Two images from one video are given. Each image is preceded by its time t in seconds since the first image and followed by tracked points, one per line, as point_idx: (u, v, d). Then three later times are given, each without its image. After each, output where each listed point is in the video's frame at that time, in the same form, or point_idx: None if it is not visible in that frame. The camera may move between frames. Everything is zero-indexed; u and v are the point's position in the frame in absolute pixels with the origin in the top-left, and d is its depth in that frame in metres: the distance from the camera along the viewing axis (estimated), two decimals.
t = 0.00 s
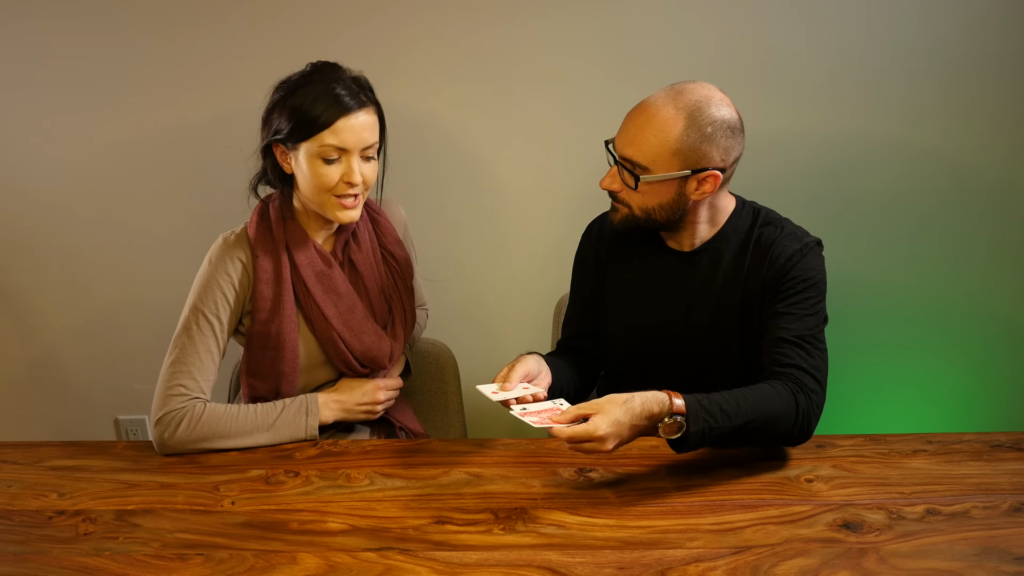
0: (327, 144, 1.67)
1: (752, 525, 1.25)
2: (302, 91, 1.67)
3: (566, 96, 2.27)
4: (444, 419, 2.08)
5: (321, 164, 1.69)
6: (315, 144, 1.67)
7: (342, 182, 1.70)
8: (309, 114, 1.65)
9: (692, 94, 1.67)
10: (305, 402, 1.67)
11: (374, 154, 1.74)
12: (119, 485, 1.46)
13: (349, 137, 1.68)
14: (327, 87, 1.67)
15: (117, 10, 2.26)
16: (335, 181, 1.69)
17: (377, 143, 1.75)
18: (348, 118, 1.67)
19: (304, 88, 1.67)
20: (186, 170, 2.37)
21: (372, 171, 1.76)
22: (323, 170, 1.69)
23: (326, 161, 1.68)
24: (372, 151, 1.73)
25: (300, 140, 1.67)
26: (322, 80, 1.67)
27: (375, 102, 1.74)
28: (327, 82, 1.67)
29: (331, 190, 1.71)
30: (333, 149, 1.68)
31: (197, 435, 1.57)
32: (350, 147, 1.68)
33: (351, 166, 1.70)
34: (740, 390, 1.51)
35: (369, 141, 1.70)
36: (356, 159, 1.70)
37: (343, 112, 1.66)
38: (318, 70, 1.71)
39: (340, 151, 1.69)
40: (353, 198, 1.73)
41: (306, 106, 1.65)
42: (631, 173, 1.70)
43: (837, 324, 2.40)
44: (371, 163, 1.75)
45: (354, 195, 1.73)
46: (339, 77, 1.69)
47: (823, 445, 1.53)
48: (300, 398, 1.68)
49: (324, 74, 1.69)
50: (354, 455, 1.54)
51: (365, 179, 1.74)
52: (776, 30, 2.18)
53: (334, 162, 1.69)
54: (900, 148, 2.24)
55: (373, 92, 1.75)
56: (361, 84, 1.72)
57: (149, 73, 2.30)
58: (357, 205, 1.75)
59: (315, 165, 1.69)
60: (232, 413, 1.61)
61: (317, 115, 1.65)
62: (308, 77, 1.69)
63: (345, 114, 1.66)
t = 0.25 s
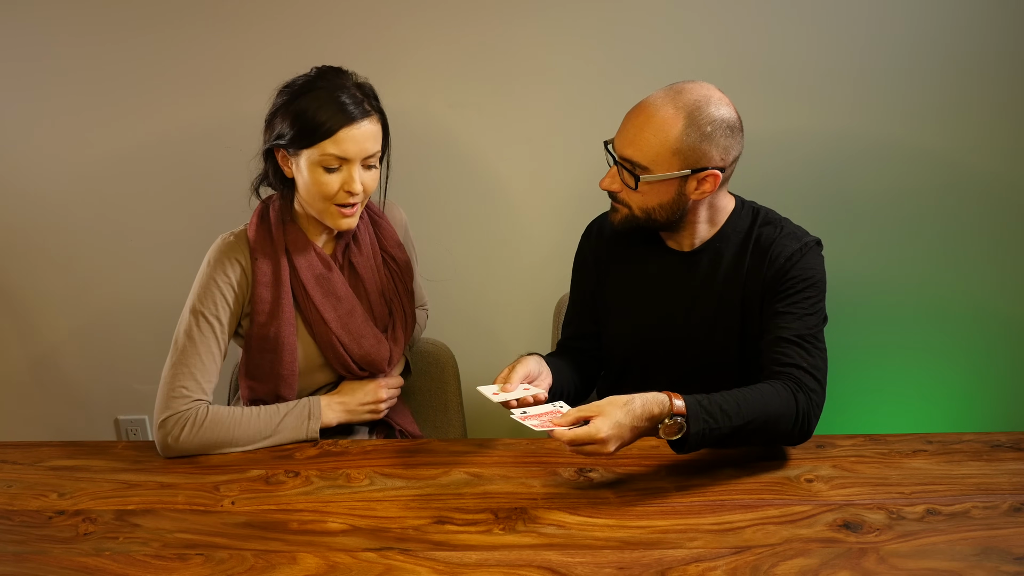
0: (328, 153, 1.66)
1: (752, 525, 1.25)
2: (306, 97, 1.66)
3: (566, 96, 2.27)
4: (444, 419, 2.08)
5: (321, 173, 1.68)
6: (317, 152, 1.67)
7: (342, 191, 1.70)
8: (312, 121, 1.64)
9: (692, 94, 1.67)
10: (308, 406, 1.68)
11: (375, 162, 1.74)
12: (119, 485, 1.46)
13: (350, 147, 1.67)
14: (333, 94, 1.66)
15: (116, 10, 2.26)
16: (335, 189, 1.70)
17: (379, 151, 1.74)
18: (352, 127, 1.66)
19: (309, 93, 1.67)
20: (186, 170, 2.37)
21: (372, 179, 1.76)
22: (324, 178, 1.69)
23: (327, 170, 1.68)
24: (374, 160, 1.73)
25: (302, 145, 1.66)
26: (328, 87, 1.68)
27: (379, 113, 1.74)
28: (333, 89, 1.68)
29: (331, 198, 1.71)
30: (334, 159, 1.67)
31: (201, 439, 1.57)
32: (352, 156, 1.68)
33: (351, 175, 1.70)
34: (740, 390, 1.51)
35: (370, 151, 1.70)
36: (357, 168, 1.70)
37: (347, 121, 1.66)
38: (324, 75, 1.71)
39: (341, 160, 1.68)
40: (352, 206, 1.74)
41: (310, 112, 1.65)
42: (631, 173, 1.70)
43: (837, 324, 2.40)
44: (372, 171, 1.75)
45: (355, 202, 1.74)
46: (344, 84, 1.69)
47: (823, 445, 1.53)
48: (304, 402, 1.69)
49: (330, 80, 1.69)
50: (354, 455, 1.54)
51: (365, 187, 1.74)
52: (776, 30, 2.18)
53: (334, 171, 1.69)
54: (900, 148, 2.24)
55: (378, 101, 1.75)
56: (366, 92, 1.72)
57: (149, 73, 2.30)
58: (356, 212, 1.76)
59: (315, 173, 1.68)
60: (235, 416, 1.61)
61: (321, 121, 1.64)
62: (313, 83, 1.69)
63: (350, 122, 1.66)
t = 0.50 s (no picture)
0: (328, 149, 1.67)
1: (752, 525, 1.25)
2: (303, 94, 1.67)
3: (566, 96, 2.27)
4: (444, 419, 2.08)
5: (321, 170, 1.69)
6: (317, 148, 1.67)
7: (342, 188, 1.70)
8: (311, 117, 1.65)
9: (677, 93, 1.65)
10: (319, 408, 1.67)
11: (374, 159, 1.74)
12: (120, 485, 1.46)
13: (349, 144, 1.67)
14: (330, 91, 1.67)
15: (116, 10, 2.26)
16: (335, 186, 1.70)
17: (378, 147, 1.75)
18: (351, 122, 1.67)
19: (306, 91, 1.67)
20: (186, 170, 2.37)
21: (372, 175, 1.76)
22: (324, 175, 1.69)
23: (326, 166, 1.69)
24: (373, 155, 1.73)
25: (301, 141, 1.67)
26: (324, 84, 1.68)
27: (377, 109, 1.74)
28: (331, 85, 1.68)
29: (332, 195, 1.71)
30: (333, 155, 1.68)
31: (214, 441, 1.56)
32: (351, 153, 1.68)
33: (351, 171, 1.69)
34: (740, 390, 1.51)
35: (369, 147, 1.70)
36: (356, 164, 1.70)
37: (346, 116, 1.66)
38: (322, 72, 1.71)
39: (340, 156, 1.69)
40: (354, 202, 1.73)
41: (308, 109, 1.65)
42: (653, 188, 1.64)
43: (836, 324, 2.40)
44: (371, 168, 1.74)
45: (355, 198, 1.73)
46: (341, 80, 1.69)
47: (823, 445, 1.53)
48: (314, 403, 1.68)
49: (326, 77, 1.69)
50: (354, 455, 1.54)
51: (365, 184, 1.74)
52: (775, 30, 2.18)
53: (334, 167, 1.69)
54: (899, 148, 2.25)
55: (376, 96, 1.75)
56: (364, 87, 1.72)
57: (149, 74, 2.30)
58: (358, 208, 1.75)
59: (314, 170, 1.69)
60: (246, 417, 1.60)
61: (320, 117, 1.65)
62: (310, 80, 1.69)
63: (348, 117, 1.66)
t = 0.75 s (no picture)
0: (324, 146, 1.67)
1: (752, 525, 1.25)
2: (297, 93, 1.67)
3: (566, 96, 2.27)
4: (444, 420, 2.08)
5: (318, 167, 1.69)
6: (312, 146, 1.67)
7: (339, 184, 1.70)
8: (306, 116, 1.65)
9: (656, 105, 1.64)
10: (322, 408, 1.67)
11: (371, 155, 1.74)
12: (120, 485, 1.46)
13: (345, 140, 1.67)
14: (324, 88, 1.66)
15: (116, 10, 2.26)
16: (332, 183, 1.69)
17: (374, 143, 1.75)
18: (346, 119, 1.67)
19: (299, 90, 1.67)
20: (186, 170, 2.37)
21: (369, 171, 1.75)
22: (321, 173, 1.69)
23: (323, 164, 1.69)
24: (370, 151, 1.73)
25: (297, 140, 1.67)
26: (317, 82, 1.67)
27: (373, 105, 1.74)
28: (325, 83, 1.68)
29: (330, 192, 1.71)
30: (329, 152, 1.68)
31: (217, 442, 1.56)
32: (347, 149, 1.68)
33: (348, 168, 1.69)
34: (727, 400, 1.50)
35: (366, 143, 1.70)
36: (353, 160, 1.70)
37: (340, 113, 1.66)
38: (315, 71, 1.71)
39: (336, 153, 1.69)
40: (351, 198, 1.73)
41: (303, 108, 1.65)
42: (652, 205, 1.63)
43: (836, 324, 2.40)
44: (368, 164, 1.74)
45: (353, 195, 1.73)
46: (334, 78, 1.69)
47: (823, 445, 1.53)
48: (317, 403, 1.68)
49: (319, 75, 1.69)
50: (354, 455, 1.54)
51: (364, 180, 1.74)
52: (776, 30, 2.18)
53: (331, 164, 1.69)
54: (899, 148, 2.24)
55: (371, 93, 1.75)
56: (357, 84, 1.73)
57: (149, 74, 2.30)
58: (356, 204, 1.75)
59: (311, 168, 1.69)
60: (249, 419, 1.60)
61: (314, 115, 1.65)
62: (302, 80, 1.69)
63: (342, 113, 1.66)
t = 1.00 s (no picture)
0: (321, 145, 1.67)
1: (752, 525, 1.25)
2: (294, 92, 1.67)
3: (566, 96, 2.27)
4: (443, 420, 2.08)
5: (315, 166, 1.69)
6: (309, 145, 1.67)
7: (336, 183, 1.70)
8: (304, 114, 1.64)
9: (649, 106, 1.63)
10: (322, 408, 1.67)
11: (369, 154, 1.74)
12: (120, 485, 1.46)
13: (342, 139, 1.67)
14: (321, 87, 1.66)
15: (116, 10, 2.26)
16: (329, 182, 1.69)
17: (372, 142, 1.75)
18: (343, 117, 1.66)
19: (297, 90, 1.67)
20: (186, 170, 2.37)
21: (367, 170, 1.75)
22: (319, 171, 1.69)
23: (320, 163, 1.69)
24: (368, 150, 1.73)
25: (295, 140, 1.67)
26: (315, 82, 1.67)
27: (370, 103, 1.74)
28: (322, 82, 1.67)
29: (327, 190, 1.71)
30: (327, 151, 1.68)
31: (216, 442, 1.55)
32: (344, 148, 1.68)
33: (346, 167, 1.69)
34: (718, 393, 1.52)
35: (363, 142, 1.70)
36: (351, 159, 1.70)
37: (338, 112, 1.66)
38: (313, 70, 1.71)
39: (334, 152, 1.69)
40: (349, 198, 1.73)
41: (301, 107, 1.65)
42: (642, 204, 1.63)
43: (836, 324, 2.40)
44: (367, 163, 1.74)
45: (351, 194, 1.72)
46: (332, 77, 1.69)
47: (823, 445, 1.53)
48: (317, 403, 1.68)
49: (317, 74, 1.69)
50: (354, 455, 1.54)
51: (361, 179, 1.74)
52: (776, 30, 2.18)
53: (329, 163, 1.69)
54: (899, 148, 2.24)
55: (368, 92, 1.75)
56: (354, 84, 1.73)
57: (149, 74, 2.30)
58: (354, 204, 1.75)
59: (309, 167, 1.69)
60: (249, 418, 1.60)
61: (311, 114, 1.64)
62: (300, 79, 1.69)
63: (339, 113, 1.66)
